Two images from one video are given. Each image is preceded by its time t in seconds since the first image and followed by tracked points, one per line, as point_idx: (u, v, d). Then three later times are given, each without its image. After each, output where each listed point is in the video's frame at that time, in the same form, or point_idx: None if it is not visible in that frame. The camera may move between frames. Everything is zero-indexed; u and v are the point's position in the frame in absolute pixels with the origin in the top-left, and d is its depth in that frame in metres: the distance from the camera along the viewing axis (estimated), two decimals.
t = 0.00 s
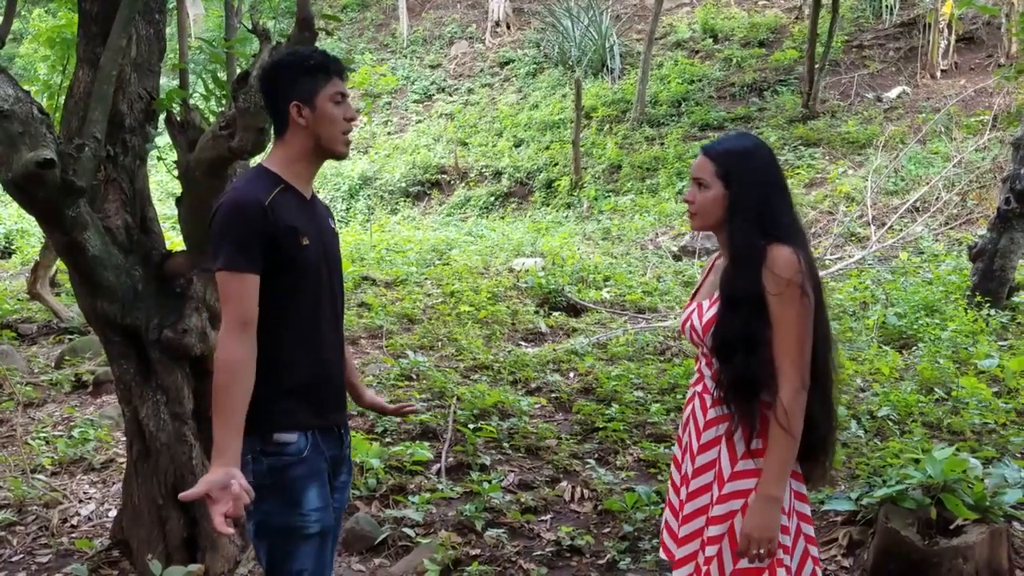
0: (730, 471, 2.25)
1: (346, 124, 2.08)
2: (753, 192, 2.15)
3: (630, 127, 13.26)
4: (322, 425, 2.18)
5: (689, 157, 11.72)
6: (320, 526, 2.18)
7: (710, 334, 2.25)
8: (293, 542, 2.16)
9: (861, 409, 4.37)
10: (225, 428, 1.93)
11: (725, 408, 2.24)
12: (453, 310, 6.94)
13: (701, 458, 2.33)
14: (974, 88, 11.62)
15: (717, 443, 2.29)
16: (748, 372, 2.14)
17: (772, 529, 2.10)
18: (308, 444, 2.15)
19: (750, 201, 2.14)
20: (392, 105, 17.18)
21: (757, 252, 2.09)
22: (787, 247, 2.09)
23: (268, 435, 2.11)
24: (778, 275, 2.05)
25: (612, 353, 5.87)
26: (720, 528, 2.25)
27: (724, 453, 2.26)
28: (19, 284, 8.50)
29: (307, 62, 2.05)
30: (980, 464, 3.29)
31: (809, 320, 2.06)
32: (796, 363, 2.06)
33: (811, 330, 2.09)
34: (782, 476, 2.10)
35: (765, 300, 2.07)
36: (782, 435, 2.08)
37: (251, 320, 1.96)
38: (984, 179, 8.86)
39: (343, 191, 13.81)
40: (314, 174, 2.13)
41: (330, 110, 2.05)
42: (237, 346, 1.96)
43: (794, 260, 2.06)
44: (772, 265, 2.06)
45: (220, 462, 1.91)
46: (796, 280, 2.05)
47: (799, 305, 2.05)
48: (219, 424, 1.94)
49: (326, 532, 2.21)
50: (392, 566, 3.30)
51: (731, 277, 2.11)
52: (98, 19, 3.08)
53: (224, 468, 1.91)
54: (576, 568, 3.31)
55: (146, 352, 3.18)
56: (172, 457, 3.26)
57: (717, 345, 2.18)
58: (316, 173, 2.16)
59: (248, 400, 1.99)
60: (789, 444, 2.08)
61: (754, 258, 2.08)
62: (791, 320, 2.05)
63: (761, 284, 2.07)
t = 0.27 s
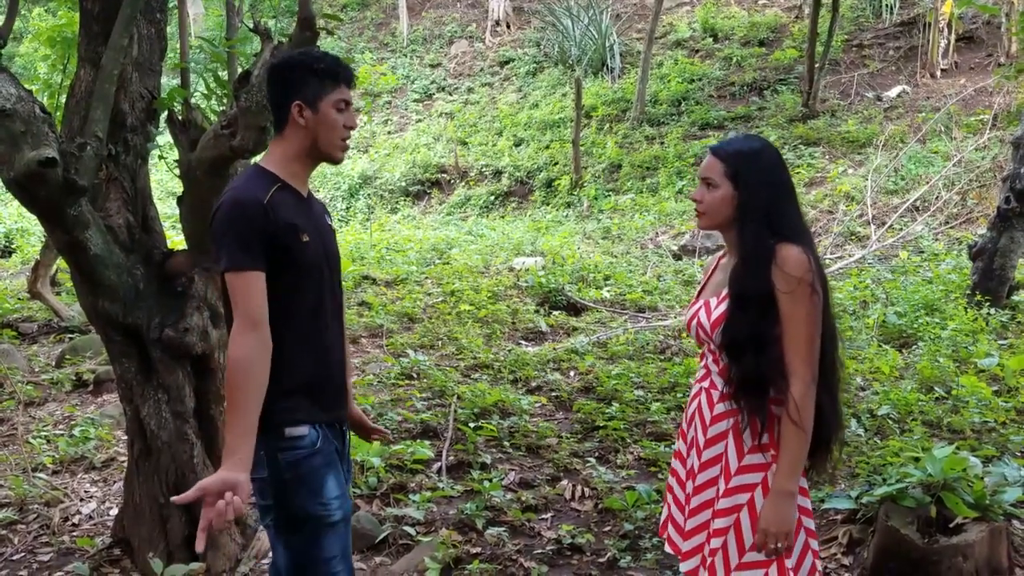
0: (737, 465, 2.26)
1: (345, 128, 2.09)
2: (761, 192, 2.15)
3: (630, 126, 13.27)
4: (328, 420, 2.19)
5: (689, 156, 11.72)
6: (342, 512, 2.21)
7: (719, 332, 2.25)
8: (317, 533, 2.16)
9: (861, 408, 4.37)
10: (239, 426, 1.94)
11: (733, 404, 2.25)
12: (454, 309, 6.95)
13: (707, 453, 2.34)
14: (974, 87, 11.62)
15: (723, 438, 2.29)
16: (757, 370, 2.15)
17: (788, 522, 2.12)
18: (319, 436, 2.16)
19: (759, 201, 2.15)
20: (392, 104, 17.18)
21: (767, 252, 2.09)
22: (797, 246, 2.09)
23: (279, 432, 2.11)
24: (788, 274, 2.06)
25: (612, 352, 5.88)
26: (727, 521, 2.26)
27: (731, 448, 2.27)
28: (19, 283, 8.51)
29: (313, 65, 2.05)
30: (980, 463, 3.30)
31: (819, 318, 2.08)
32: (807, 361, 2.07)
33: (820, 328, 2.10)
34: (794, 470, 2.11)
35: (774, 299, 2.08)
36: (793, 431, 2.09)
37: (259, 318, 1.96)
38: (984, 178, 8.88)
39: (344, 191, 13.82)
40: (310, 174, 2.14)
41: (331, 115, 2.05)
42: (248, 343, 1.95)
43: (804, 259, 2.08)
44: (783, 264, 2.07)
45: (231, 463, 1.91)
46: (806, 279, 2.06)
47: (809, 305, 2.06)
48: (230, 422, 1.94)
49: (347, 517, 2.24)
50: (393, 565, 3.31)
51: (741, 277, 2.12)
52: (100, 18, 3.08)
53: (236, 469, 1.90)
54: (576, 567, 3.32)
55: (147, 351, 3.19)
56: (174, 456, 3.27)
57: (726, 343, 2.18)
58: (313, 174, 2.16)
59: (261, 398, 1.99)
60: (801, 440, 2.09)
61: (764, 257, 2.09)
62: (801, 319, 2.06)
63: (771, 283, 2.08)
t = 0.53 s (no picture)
0: (737, 460, 2.26)
1: (346, 127, 2.10)
2: (762, 193, 2.16)
3: (630, 124, 13.28)
4: (327, 418, 2.20)
5: (689, 155, 11.72)
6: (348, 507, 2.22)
7: (721, 331, 2.26)
8: (323, 530, 2.16)
9: (859, 407, 4.38)
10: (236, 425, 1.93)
11: (734, 400, 2.25)
12: (453, 308, 6.95)
13: (707, 448, 2.34)
14: (973, 86, 11.63)
15: (723, 434, 2.29)
16: (758, 367, 2.16)
17: (787, 517, 2.12)
18: (318, 433, 2.17)
19: (760, 202, 2.16)
20: (392, 103, 17.19)
21: (768, 252, 2.10)
22: (797, 246, 2.10)
23: (278, 429, 2.11)
24: (789, 274, 2.07)
25: (611, 350, 5.88)
26: (725, 516, 2.26)
27: (731, 443, 2.27)
28: (19, 282, 8.52)
29: (315, 64, 2.07)
30: (977, 461, 3.30)
31: (820, 318, 2.08)
32: (808, 360, 2.08)
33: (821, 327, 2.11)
34: (795, 467, 2.12)
35: (776, 298, 2.09)
36: (794, 428, 2.10)
37: (260, 317, 1.96)
38: (983, 176, 8.90)
39: (343, 190, 13.83)
40: (311, 173, 2.15)
41: (333, 114, 2.06)
42: (248, 342, 1.95)
43: (805, 259, 2.08)
44: (784, 264, 2.08)
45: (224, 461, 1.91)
46: (807, 279, 2.07)
47: (810, 305, 2.07)
48: (227, 421, 1.94)
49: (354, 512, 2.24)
50: (392, 564, 3.31)
51: (742, 276, 2.12)
52: (98, 17, 3.08)
53: (228, 469, 1.90)
54: (575, 565, 3.32)
55: (146, 350, 3.19)
56: (172, 455, 3.27)
57: (728, 341, 2.19)
58: (313, 174, 2.17)
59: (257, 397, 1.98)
60: (802, 438, 2.10)
61: (764, 257, 2.10)
62: (802, 318, 2.07)
63: (772, 283, 2.08)
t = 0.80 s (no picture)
0: (736, 456, 2.26)
1: (355, 125, 2.10)
2: (761, 193, 2.17)
3: (629, 124, 13.28)
4: (331, 420, 2.21)
5: (688, 154, 11.72)
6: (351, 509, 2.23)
7: (720, 330, 2.25)
8: (327, 530, 2.16)
9: (858, 406, 4.38)
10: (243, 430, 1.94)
11: (733, 397, 2.25)
12: (452, 307, 6.95)
13: (706, 444, 2.34)
14: (972, 85, 11.63)
15: (722, 430, 2.29)
16: (757, 365, 2.16)
17: (786, 514, 2.14)
18: (323, 434, 2.17)
19: (759, 202, 2.16)
20: (391, 103, 17.19)
21: (767, 252, 2.11)
22: (795, 246, 2.11)
23: (284, 429, 2.11)
24: (788, 273, 2.08)
25: (610, 349, 5.88)
26: (724, 511, 2.25)
27: (730, 440, 2.27)
28: (18, 282, 8.52)
29: (326, 61, 2.06)
30: (975, 460, 3.30)
31: (817, 316, 2.10)
32: (806, 358, 2.09)
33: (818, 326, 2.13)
34: (792, 463, 2.14)
35: (774, 297, 2.10)
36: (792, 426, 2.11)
37: (269, 318, 1.96)
38: (982, 175, 8.91)
39: (342, 189, 13.83)
40: (317, 171, 2.14)
41: (342, 113, 2.06)
42: (257, 345, 1.94)
43: (803, 258, 2.09)
44: (783, 264, 2.09)
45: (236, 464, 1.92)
46: (806, 278, 2.08)
47: (808, 304, 2.09)
48: (236, 425, 1.94)
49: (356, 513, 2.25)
50: (391, 563, 3.31)
51: (741, 276, 2.13)
52: (96, 17, 3.08)
53: (239, 474, 1.92)
54: (573, 564, 3.32)
55: (144, 349, 3.19)
56: (171, 454, 3.28)
57: (727, 340, 2.19)
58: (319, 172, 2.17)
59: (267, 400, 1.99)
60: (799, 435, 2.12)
61: (764, 256, 2.10)
62: (800, 317, 2.08)
63: (771, 282, 2.09)
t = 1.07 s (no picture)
0: (739, 453, 2.25)
1: (367, 122, 2.08)
2: (760, 192, 2.18)
3: (628, 123, 13.28)
4: (347, 423, 2.21)
5: (687, 154, 11.72)
6: (347, 526, 2.26)
7: (721, 328, 2.26)
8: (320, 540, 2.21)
9: (857, 406, 4.37)
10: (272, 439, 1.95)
11: (734, 395, 2.25)
12: (451, 307, 6.95)
13: (708, 442, 2.33)
14: (972, 84, 11.63)
15: (725, 429, 2.29)
16: (758, 363, 2.17)
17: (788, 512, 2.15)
18: (335, 443, 2.18)
19: (758, 201, 2.17)
20: (390, 102, 17.18)
21: (766, 250, 2.11)
22: (795, 244, 2.12)
23: (299, 434, 2.12)
24: (788, 272, 2.09)
25: (609, 349, 5.88)
26: (727, 508, 2.25)
27: (733, 438, 2.27)
28: (17, 281, 8.52)
29: (339, 58, 2.03)
30: (974, 460, 3.31)
31: (817, 314, 2.11)
32: (807, 356, 2.10)
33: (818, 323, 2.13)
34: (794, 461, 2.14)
35: (775, 295, 2.10)
36: (794, 424, 2.12)
37: (290, 324, 1.95)
38: (981, 175, 8.91)
39: (342, 189, 13.83)
40: (329, 169, 2.12)
41: (356, 110, 2.04)
42: (281, 354, 1.94)
43: (802, 257, 2.10)
44: (782, 262, 2.10)
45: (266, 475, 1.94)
46: (806, 276, 2.09)
47: (808, 302, 2.09)
48: (265, 434, 1.95)
49: (353, 527, 2.28)
50: (390, 563, 3.31)
51: (741, 275, 2.14)
52: (94, 16, 3.08)
53: (274, 482, 1.94)
54: (572, 564, 3.32)
55: (142, 348, 3.19)
56: (169, 454, 3.28)
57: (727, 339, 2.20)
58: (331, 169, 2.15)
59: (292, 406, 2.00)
60: (800, 432, 2.12)
61: (763, 255, 2.11)
62: (800, 315, 2.09)
63: (772, 280, 2.10)
